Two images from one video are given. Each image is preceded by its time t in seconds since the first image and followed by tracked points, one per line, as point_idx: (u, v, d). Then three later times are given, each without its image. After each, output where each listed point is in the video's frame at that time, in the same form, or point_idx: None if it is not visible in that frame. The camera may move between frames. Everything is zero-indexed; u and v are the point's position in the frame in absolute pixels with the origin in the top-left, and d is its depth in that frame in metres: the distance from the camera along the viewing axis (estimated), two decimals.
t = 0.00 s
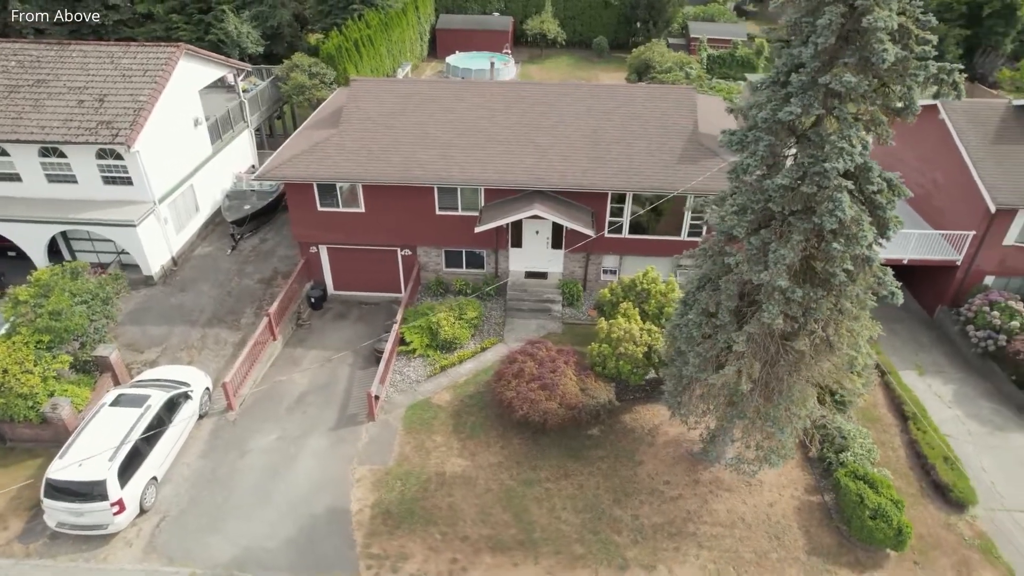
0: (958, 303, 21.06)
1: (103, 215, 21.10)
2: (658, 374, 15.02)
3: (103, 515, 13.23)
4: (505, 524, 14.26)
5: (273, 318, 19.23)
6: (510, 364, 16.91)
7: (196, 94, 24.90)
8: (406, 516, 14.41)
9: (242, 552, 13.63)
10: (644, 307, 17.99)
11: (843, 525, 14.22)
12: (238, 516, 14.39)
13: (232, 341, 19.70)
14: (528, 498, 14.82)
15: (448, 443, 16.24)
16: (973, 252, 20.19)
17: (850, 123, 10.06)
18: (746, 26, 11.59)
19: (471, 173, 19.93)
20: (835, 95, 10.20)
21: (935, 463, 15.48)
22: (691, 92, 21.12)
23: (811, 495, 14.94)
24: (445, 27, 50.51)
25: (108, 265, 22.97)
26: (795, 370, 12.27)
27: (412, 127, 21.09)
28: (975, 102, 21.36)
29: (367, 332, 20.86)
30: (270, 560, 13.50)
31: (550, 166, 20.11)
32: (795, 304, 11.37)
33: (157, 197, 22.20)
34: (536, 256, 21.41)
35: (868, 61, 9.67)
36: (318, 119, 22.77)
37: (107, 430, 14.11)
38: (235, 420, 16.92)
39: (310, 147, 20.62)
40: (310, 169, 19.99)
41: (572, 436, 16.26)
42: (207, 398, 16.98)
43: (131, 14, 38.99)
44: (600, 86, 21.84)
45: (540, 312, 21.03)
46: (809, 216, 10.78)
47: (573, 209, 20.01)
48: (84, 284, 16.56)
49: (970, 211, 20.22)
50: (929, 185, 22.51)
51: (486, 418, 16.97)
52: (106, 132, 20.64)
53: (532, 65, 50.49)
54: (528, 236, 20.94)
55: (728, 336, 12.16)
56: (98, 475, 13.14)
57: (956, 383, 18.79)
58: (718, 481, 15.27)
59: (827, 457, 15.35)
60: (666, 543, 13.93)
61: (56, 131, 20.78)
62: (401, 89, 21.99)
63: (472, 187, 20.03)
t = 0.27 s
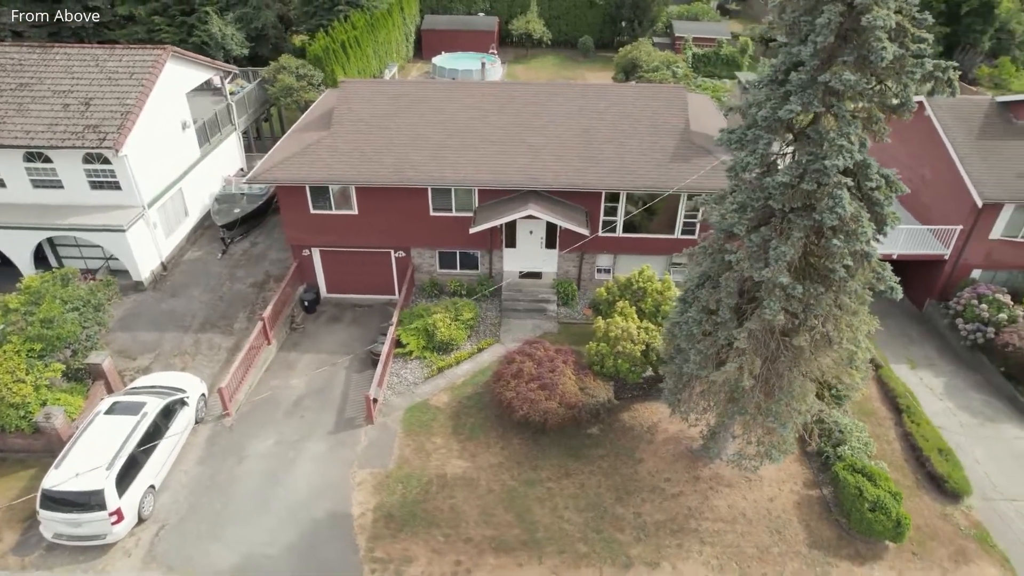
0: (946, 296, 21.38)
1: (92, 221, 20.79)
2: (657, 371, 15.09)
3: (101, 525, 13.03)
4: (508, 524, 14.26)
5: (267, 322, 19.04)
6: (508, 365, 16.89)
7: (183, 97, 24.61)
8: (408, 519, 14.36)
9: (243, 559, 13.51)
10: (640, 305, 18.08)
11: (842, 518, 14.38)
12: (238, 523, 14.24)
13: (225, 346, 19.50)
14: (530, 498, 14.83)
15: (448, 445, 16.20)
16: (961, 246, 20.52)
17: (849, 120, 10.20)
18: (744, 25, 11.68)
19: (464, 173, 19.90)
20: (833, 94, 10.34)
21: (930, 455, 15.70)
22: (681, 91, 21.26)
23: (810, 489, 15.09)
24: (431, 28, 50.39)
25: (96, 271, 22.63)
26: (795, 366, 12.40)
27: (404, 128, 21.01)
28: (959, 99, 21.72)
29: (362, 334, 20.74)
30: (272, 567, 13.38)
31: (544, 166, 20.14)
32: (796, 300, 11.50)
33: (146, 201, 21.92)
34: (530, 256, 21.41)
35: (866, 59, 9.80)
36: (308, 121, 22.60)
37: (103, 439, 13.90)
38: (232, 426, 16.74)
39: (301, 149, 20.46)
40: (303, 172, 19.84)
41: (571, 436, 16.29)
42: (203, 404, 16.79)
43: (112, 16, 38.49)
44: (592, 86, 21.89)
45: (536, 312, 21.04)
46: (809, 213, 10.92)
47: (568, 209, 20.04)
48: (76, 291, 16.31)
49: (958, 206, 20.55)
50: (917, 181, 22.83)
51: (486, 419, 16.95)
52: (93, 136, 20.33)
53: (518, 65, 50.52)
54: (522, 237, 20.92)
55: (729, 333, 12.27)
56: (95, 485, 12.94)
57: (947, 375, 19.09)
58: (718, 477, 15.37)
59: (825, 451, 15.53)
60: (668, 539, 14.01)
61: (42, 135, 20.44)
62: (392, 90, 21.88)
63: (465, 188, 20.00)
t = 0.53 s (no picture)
0: (937, 290, 21.70)
1: (81, 227, 20.46)
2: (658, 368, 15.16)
3: (102, 535, 12.84)
4: (514, 525, 14.26)
5: (264, 326, 18.84)
6: (509, 365, 16.87)
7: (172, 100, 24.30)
8: (413, 522, 14.30)
9: (248, 566, 13.38)
10: (639, 304, 18.16)
11: (844, 511, 14.56)
12: (242, 530, 14.10)
13: (221, 351, 19.30)
14: (535, 498, 14.84)
15: (450, 447, 16.16)
16: (951, 241, 20.84)
17: (850, 118, 10.35)
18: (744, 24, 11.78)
19: (460, 174, 19.86)
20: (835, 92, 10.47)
21: (927, 447, 15.93)
22: (674, 90, 21.38)
23: (811, 484, 15.26)
24: (417, 28, 50.22)
25: (86, 278, 22.27)
26: (797, 361, 12.54)
27: (399, 129, 20.92)
28: (946, 96, 22.07)
29: (359, 338, 20.62)
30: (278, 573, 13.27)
31: (540, 167, 20.17)
32: (799, 296, 11.64)
33: (137, 206, 21.62)
34: (525, 257, 21.38)
35: (868, 58, 9.95)
36: (301, 124, 22.43)
37: (103, 447, 13.70)
38: (231, 432, 16.57)
39: (294, 152, 20.29)
40: (297, 175, 19.69)
41: (573, 435, 16.31)
42: (201, 411, 16.60)
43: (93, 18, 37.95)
44: (586, 86, 21.92)
45: (533, 312, 21.04)
46: (812, 210, 11.06)
47: (564, 209, 20.08)
48: (69, 298, 16.11)
49: (947, 201, 20.87)
50: (906, 177, 23.17)
51: (487, 420, 16.93)
52: (82, 141, 20.02)
53: (505, 65, 50.55)
54: (518, 237, 20.90)
55: (733, 330, 12.39)
56: (96, 494, 12.75)
57: (939, 368, 19.38)
58: (720, 474, 15.48)
59: (824, 446, 15.71)
60: (674, 536, 14.09)
61: (29, 140, 20.10)
62: (385, 91, 21.75)
63: (461, 189, 19.97)
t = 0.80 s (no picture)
0: (929, 285, 22.04)
1: (73, 233, 20.15)
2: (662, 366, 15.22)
3: (106, 546, 12.66)
4: (522, 526, 14.26)
5: (262, 331, 18.66)
6: (512, 366, 16.83)
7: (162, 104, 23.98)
8: (421, 525, 14.25)
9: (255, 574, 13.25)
10: (640, 302, 18.24)
11: (847, 505, 14.73)
12: (248, 537, 13.96)
13: (219, 357, 19.10)
14: (542, 498, 14.84)
15: (455, 449, 16.12)
16: (942, 236, 21.18)
17: (855, 116, 10.47)
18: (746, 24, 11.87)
19: (458, 176, 19.82)
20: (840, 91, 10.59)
21: (926, 439, 16.16)
22: (669, 89, 21.49)
23: (814, 478, 15.42)
24: (404, 29, 50.03)
25: (77, 285, 21.92)
26: (803, 358, 12.66)
27: (394, 131, 20.82)
28: (935, 93, 22.39)
29: (357, 341, 20.50)
30: None
31: (538, 167, 20.19)
32: (805, 293, 11.75)
33: (129, 211, 21.31)
34: (523, 257, 21.39)
35: (874, 57, 10.08)
36: (294, 126, 22.26)
37: (104, 456, 13.49)
38: (232, 439, 16.39)
39: (290, 155, 20.12)
40: (293, 178, 19.53)
41: (577, 435, 16.34)
42: (202, 417, 16.41)
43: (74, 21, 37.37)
44: (581, 86, 21.95)
45: (532, 312, 21.05)
46: (818, 207, 11.18)
47: (562, 209, 20.14)
48: (65, 306, 15.83)
49: (938, 196, 21.18)
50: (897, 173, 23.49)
51: (491, 421, 16.90)
52: (72, 145, 19.70)
53: (493, 65, 50.56)
54: (516, 237, 20.90)
55: (740, 328, 12.49)
56: (100, 505, 12.56)
57: (934, 362, 19.66)
58: (725, 470, 15.59)
59: (826, 441, 15.89)
60: (682, 533, 14.16)
61: (17, 145, 19.75)
62: (380, 93, 21.63)
63: (459, 190, 19.94)
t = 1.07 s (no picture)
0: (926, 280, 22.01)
1: (66, 239, 19.83)
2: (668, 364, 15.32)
3: (114, 556, 12.48)
4: (533, 526, 14.26)
5: (262, 335, 18.48)
6: (517, 367, 16.80)
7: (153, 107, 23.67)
8: (431, 528, 14.19)
9: None
10: (642, 301, 18.32)
11: (853, 498, 14.90)
12: (256, 545, 13.82)
13: (219, 363, 18.89)
14: (551, 499, 14.85)
15: (462, 451, 16.09)
16: (934, 231, 21.50)
17: (864, 114, 10.59)
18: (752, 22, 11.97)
19: (458, 177, 19.77)
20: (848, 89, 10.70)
21: (927, 432, 16.39)
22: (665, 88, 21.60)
23: (819, 473, 15.58)
24: (392, 30, 49.85)
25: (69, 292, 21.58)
26: (811, 353, 12.79)
27: (392, 133, 20.72)
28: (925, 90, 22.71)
29: (358, 344, 20.36)
30: None
31: (537, 167, 20.20)
32: (814, 290, 11.88)
33: (122, 216, 21.00)
34: (523, 258, 21.38)
35: (882, 56, 10.19)
36: (289, 129, 22.08)
37: (110, 465, 13.29)
38: (236, 445, 16.22)
39: (287, 158, 19.95)
40: (291, 181, 19.37)
41: (584, 434, 16.38)
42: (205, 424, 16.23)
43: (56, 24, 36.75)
44: (577, 86, 22.00)
45: (533, 313, 21.06)
46: (827, 204, 11.30)
47: (562, 209, 20.19)
48: (64, 314, 15.67)
49: (930, 192, 21.49)
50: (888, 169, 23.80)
51: (497, 422, 16.88)
52: (64, 150, 19.39)
53: (482, 65, 50.57)
54: (515, 238, 20.89)
55: (749, 325, 12.61)
56: (107, 515, 12.38)
57: (930, 355, 19.94)
58: (731, 466, 15.69)
59: (830, 435, 16.09)
60: (692, 530, 14.24)
61: (8, 151, 19.41)
62: (376, 95, 21.51)
63: (459, 192, 19.91)
